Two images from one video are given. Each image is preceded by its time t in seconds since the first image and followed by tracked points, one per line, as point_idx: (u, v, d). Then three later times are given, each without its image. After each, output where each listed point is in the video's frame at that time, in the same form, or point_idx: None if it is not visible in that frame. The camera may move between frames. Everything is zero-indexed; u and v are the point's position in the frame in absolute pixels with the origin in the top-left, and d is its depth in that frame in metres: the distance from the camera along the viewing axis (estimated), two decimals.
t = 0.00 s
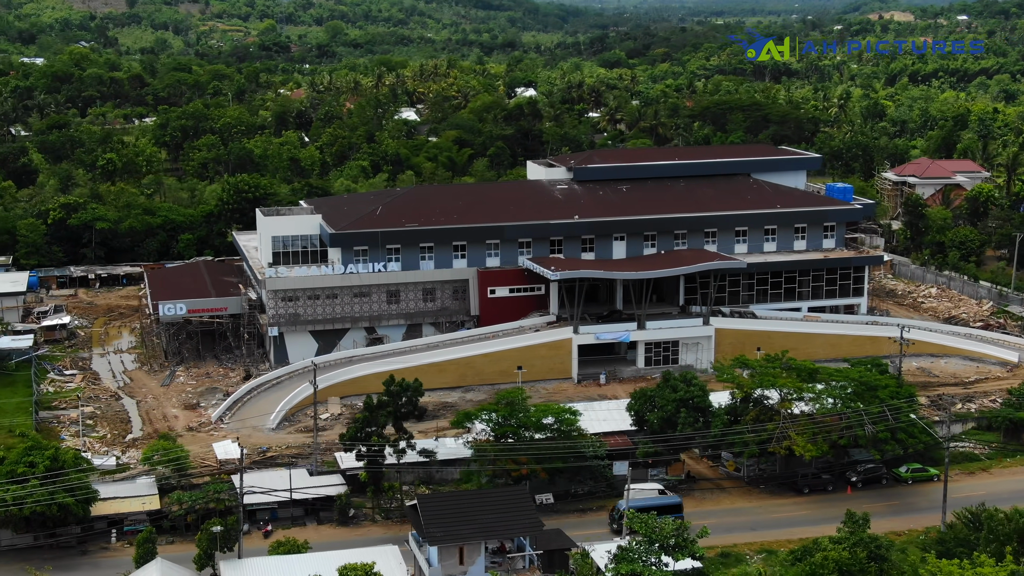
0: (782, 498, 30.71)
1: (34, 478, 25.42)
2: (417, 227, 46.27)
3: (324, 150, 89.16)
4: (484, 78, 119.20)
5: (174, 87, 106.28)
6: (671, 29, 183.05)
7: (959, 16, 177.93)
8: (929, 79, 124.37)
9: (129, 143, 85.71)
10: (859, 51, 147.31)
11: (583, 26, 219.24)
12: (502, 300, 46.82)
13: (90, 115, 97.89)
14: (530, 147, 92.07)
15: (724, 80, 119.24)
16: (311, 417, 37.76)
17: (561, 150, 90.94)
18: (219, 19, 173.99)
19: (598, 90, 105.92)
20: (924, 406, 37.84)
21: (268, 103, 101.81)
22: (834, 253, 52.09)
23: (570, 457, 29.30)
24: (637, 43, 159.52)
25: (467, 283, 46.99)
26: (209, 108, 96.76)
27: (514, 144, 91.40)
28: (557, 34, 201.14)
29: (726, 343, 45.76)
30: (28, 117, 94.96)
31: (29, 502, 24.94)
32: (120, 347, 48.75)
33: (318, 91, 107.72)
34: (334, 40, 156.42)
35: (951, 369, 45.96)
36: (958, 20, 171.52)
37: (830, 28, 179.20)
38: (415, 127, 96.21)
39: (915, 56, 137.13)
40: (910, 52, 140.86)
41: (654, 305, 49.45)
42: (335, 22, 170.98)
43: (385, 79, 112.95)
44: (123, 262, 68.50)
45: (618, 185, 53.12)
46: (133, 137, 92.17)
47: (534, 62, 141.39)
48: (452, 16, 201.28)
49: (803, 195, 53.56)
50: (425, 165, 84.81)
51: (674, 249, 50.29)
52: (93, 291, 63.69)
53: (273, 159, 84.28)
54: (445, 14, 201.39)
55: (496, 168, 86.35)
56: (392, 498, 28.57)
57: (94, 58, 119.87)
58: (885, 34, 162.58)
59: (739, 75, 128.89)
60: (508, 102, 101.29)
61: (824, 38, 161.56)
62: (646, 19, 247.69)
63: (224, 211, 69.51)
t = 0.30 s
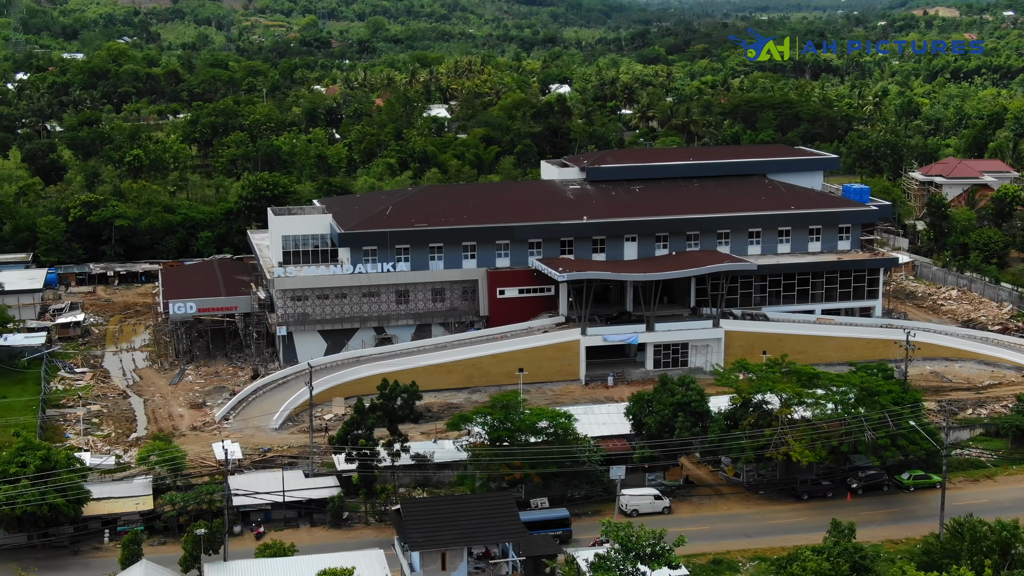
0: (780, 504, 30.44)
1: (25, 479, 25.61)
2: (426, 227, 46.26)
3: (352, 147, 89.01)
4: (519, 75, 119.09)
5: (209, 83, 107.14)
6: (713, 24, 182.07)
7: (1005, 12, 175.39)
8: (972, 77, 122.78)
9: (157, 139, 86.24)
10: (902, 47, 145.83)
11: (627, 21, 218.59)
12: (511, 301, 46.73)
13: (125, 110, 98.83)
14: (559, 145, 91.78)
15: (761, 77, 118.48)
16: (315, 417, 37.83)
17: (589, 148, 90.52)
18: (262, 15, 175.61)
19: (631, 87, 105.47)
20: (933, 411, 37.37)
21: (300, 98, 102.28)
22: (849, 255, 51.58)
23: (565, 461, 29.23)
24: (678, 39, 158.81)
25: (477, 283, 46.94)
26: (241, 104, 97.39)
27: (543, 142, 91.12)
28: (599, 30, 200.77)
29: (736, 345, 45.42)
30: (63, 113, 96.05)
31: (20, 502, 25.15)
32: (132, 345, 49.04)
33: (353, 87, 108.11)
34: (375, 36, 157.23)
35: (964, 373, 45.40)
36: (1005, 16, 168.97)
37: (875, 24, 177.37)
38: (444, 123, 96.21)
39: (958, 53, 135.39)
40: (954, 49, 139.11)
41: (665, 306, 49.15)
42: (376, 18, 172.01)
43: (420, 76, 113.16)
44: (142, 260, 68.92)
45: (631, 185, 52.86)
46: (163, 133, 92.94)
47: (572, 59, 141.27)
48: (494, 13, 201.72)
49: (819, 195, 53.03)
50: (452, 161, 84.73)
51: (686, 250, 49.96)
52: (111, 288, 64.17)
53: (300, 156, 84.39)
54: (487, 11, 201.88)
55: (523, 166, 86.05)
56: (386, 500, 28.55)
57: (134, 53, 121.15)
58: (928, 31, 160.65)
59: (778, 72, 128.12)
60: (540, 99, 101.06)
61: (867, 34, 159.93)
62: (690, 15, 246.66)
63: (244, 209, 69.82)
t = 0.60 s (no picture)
0: (776, 510, 30.18)
1: (16, 478, 26.04)
2: (434, 227, 46.26)
3: (380, 145, 88.83)
4: (553, 71, 118.78)
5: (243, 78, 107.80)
6: (754, 20, 180.45)
7: None
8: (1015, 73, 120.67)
9: (185, 136, 86.71)
10: (945, 43, 143.65)
11: (669, 15, 217.42)
12: (519, 302, 46.66)
13: (158, 107, 99.51)
14: (587, 143, 91.47)
15: (798, 73, 117.44)
16: (317, 418, 37.92)
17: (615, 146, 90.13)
18: (303, 10, 176.79)
19: (663, 84, 104.85)
20: (940, 416, 36.91)
21: (332, 94, 102.56)
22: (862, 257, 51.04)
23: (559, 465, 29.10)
24: (718, 34, 157.70)
25: (485, 283, 46.89)
26: (271, 101, 97.82)
27: (569, 139, 90.73)
28: (640, 25, 199.86)
29: (744, 347, 45.10)
30: (96, 109, 96.93)
31: (10, 501, 25.57)
32: (144, 342, 49.42)
33: (386, 83, 108.25)
34: (415, 30, 158.11)
35: (976, 378, 44.81)
36: None
37: (919, 19, 174.82)
38: (473, 120, 96.05)
39: (1002, 50, 133.14)
40: (998, 45, 136.78)
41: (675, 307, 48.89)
42: (416, 13, 172.51)
43: (453, 72, 113.10)
44: (161, 257, 69.37)
45: (643, 185, 52.60)
46: (193, 130, 93.54)
47: (609, 54, 140.77)
48: (536, 7, 201.63)
49: (834, 196, 52.47)
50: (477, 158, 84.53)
51: (697, 251, 49.65)
52: (129, 285, 64.75)
53: (327, 153, 84.08)
54: (528, 6, 201.81)
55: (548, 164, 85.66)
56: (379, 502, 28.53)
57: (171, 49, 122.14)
58: (970, 27, 158.39)
59: (815, 69, 126.87)
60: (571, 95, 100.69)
61: (909, 30, 157.73)
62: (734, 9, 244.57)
63: (263, 207, 70.04)
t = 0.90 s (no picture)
0: (771, 518, 29.92)
1: (6, 479, 26.78)
2: (442, 229, 46.29)
3: (407, 143, 88.66)
4: (589, 69, 118.32)
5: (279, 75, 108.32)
6: (799, 16, 178.57)
7: None
8: None
9: (213, 133, 87.11)
10: (991, 41, 141.38)
11: (714, 11, 215.92)
12: (527, 304, 46.60)
13: (192, 103, 100.07)
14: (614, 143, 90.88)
15: (837, 71, 116.16)
16: (318, 420, 38.06)
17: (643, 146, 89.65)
18: (347, 7, 177.76)
19: (696, 82, 104.10)
20: (945, 425, 36.44)
21: (366, 90, 102.74)
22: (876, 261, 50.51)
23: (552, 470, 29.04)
24: (760, 32, 156.30)
25: (493, 285, 46.85)
26: (301, 98, 98.18)
27: (596, 139, 90.26)
28: (684, 21, 198.63)
29: (752, 351, 44.80)
30: (132, 106, 97.72)
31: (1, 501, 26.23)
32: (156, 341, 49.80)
33: (421, 81, 108.29)
34: (457, 27, 158.63)
35: (989, 385, 44.18)
36: None
37: (966, 16, 172.12)
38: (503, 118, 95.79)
39: None
40: None
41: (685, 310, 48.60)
42: (458, 9, 172.56)
43: (487, 70, 112.83)
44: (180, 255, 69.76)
45: (655, 187, 52.35)
46: (224, 128, 93.99)
47: (648, 52, 140.08)
48: (579, 4, 201.15)
49: (848, 199, 51.93)
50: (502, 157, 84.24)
51: (707, 254, 49.35)
52: (146, 284, 65.27)
53: (354, 151, 83.98)
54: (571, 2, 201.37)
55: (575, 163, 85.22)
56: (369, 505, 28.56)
57: (211, 46, 122.95)
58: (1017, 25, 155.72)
59: (855, 67, 125.46)
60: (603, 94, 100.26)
61: (955, 27, 155.30)
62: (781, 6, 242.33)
63: (283, 206, 70.26)
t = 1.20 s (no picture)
0: (758, 525, 29.75)
1: None
2: (442, 230, 46.32)
3: (427, 142, 88.59)
4: (616, 67, 117.83)
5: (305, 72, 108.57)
6: (834, 14, 176.91)
7: None
8: None
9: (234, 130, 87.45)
10: None
11: (750, 8, 214.40)
12: (528, 305, 46.55)
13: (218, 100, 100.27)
14: (634, 142, 90.47)
15: (867, 69, 115.11)
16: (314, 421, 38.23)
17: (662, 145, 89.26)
18: (380, 4, 178.11)
19: (721, 80, 103.41)
20: (943, 431, 36.11)
21: (390, 87, 102.77)
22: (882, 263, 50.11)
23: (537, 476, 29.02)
24: (794, 29, 155.01)
25: (494, 286, 46.83)
26: (324, 96, 98.36)
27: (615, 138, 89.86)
28: (719, 17, 197.31)
29: (752, 354, 44.61)
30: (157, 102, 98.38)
31: None
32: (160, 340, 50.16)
33: (446, 79, 108.18)
34: (489, 24, 159.07)
35: (992, 390, 43.78)
36: None
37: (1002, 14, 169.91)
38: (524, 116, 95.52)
39: None
40: None
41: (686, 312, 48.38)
42: (492, 6, 172.53)
43: (513, 68, 112.56)
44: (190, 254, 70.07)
45: (660, 188, 52.15)
46: (247, 125, 94.40)
47: (678, 49, 139.34)
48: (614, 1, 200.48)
49: (855, 201, 51.53)
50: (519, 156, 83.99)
51: (710, 256, 49.12)
52: (155, 282, 65.67)
53: (374, 148, 83.82)
54: None
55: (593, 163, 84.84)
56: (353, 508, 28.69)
57: (240, 43, 123.39)
58: None
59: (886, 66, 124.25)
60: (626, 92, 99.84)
61: (991, 25, 153.24)
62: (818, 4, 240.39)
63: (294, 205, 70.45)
